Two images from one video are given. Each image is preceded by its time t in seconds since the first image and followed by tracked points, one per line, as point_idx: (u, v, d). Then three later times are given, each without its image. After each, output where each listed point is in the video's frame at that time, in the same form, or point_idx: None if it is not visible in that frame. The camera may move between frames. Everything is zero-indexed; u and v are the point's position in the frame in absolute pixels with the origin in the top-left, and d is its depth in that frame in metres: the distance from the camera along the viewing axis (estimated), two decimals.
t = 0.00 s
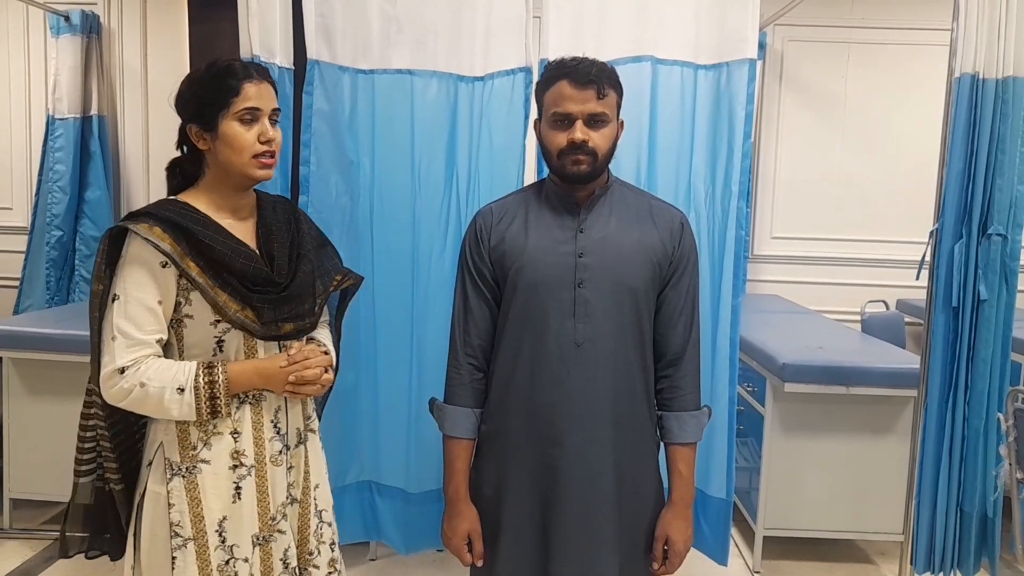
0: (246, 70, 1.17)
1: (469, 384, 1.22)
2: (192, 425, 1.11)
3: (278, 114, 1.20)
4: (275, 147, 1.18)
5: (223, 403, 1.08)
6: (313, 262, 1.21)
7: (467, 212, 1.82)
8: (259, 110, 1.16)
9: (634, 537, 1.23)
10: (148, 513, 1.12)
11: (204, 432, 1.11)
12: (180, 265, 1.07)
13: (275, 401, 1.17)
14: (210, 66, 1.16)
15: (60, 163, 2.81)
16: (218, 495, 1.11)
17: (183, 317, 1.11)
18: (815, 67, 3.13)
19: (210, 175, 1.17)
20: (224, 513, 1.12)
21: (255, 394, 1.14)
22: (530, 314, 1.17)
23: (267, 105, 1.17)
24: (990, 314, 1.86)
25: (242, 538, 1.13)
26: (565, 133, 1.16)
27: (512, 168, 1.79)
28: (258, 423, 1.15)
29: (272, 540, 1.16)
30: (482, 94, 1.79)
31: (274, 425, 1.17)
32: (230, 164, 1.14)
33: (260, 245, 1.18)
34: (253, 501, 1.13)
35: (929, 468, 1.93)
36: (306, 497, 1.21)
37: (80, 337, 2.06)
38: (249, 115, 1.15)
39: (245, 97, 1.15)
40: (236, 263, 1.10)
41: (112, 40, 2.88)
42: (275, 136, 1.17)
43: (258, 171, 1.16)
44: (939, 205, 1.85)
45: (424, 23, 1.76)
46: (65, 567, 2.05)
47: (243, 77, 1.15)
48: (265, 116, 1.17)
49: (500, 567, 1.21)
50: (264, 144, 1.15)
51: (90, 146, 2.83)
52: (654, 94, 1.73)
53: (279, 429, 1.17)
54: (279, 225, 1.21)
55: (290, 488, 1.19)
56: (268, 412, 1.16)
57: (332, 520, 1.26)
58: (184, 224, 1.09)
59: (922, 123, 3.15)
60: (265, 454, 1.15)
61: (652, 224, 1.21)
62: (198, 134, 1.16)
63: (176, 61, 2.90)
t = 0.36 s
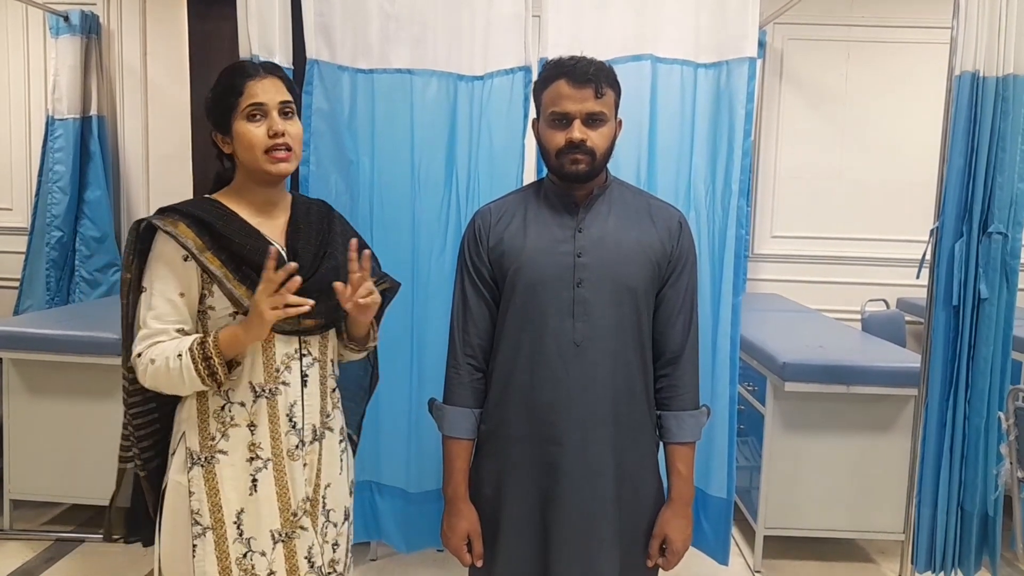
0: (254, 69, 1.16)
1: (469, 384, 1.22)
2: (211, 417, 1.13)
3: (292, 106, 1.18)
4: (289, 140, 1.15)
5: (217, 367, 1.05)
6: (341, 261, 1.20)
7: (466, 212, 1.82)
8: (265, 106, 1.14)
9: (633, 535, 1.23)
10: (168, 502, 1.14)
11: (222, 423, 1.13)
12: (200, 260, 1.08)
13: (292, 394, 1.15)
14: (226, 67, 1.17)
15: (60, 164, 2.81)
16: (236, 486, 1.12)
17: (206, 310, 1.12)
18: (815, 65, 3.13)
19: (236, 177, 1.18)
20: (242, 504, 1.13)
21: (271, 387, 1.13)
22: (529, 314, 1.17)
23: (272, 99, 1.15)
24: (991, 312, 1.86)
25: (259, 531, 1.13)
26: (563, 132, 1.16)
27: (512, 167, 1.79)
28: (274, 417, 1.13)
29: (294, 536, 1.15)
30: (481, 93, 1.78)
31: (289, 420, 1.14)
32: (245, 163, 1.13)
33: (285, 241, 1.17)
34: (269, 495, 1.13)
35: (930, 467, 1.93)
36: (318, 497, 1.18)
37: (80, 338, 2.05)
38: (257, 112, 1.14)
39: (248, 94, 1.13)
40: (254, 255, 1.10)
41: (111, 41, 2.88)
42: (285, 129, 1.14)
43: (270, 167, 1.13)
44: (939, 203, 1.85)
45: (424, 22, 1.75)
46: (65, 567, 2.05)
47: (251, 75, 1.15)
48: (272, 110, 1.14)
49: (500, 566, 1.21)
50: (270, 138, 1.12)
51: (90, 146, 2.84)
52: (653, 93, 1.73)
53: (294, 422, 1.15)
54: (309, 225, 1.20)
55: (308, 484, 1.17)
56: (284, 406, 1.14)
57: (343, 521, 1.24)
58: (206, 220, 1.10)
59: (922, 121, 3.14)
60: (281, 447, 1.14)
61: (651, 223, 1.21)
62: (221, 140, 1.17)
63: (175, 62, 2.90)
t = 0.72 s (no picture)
0: (280, 78, 1.18)
1: (465, 385, 1.22)
2: (222, 410, 1.16)
3: (317, 119, 1.20)
4: (309, 152, 1.17)
5: (221, 377, 1.09)
6: (352, 263, 1.21)
7: (464, 212, 1.82)
8: (288, 117, 1.16)
9: (632, 532, 1.22)
10: (186, 488, 1.20)
11: (231, 417, 1.16)
12: (208, 261, 1.13)
13: (295, 393, 1.15)
14: (254, 74, 1.20)
15: (56, 164, 2.80)
16: (239, 480, 1.15)
17: (220, 309, 1.17)
18: (812, 66, 3.13)
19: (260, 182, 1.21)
20: (244, 498, 1.15)
21: (274, 385, 1.14)
22: (526, 315, 1.17)
23: (297, 111, 1.17)
24: (987, 313, 1.85)
25: (256, 527, 1.14)
26: (559, 134, 1.16)
27: (509, 168, 1.79)
28: (275, 415, 1.14)
29: (291, 536, 1.15)
30: (479, 94, 1.78)
31: (291, 419, 1.15)
32: (266, 170, 1.17)
33: (298, 243, 1.18)
34: (267, 492, 1.14)
35: (927, 468, 1.93)
36: (327, 495, 1.17)
37: (76, 339, 2.05)
38: (279, 122, 1.16)
39: (272, 105, 1.16)
40: (259, 257, 1.14)
41: (108, 42, 2.88)
42: (306, 141, 1.16)
43: (290, 176, 1.16)
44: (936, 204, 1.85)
45: (421, 23, 1.75)
46: (61, 569, 2.04)
47: (275, 84, 1.17)
48: (295, 122, 1.16)
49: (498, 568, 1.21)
50: (290, 149, 1.15)
51: (86, 146, 2.83)
52: (651, 94, 1.73)
53: (296, 421, 1.15)
54: (324, 228, 1.20)
55: (310, 484, 1.16)
56: (286, 405, 1.15)
57: (359, 521, 1.23)
58: (220, 223, 1.16)
59: (919, 122, 3.15)
60: (281, 446, 1.15)
61: (647, 225, 1.20)
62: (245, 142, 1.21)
63: (171, 61, 2.89)
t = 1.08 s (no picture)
0: (304, 80, 1.19)
1: (465, 387, 1.22)
2: (241, 405, 1.19)
3: (340, 117, 1.21)
4: (335, 149, 1.18)
5: (244, 363, 1.13)
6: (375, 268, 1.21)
7: (463, 214, 1.82)
8: (314, 115, 1.17)
9: (631, 532, 1.22)
10: (203, 478, 1.22)
11: (249, 412, 1.18)
12: (232, 264, 1.15)
13: (314, 395, 1.18)
14: (277, 78, 1.21)
15: (55, 165, 2.79)
16: (257, 474, 1.17)
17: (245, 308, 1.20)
18: (811, 68, 3.14)
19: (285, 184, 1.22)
20: (260, 491, 1.17)
21: (293, 386, 1.17)
22: (525, 316, 1.17)
23: (321, 109, 1.18)
24: (985, 315, 1.86)
25: (278, 518, 1.17)
26: (559, 136, 1.16)
27: (508, 170, 1.79)
28: (295, 416, 1.17)
29: (312, 527, 1.18)
30: (478, 96, 1.78)
31: (311, 420, 1.18)
32: (293, 170, 1.17)
33: (322, 248, 1.19)
34: (289, 487, 1.17)
35: (926, 471, 1.94)
36: (347, 492, 1.20)
37: (76, 339, 2.05)
38: (305, 121, 1.17)
39: (298, 105, 1.17)
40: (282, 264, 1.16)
41: (107, 43, 2.88)
42: (332, 138, 1.17)
43: (316, 175, 1.16)
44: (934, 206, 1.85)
45: (421, 25, 1.76)
46: (61, 570, 2.04)
47: (299, 86, 1.18)
48: (320, 120, 1.17)
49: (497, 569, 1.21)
50: (317, 146, 1.15)
51: (85, 147, 2.83)
52: (650, 96, 1.73)
53: (316, 422, 1.18)
54: (347, 232, 1.20)
55: (331, 480, 1.19)
56: (305, 406, 1.17)
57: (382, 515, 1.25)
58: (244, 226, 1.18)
59: (917, 124, 3.15)
60: (302, 444, 1.17)
61: (646, 227, 1.21)
62: (270, 145, 1.22)
63: (170, 62, 2.89)
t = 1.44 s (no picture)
0: (308, 78, 1.19)
1: (468, 390, 1.23)
2: (249, 413, 1.15)
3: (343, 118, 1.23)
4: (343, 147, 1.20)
5: (286, 382, 1.08)
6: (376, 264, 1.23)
7: (466, 216, 1.82)
8: (324, 112, 1.18)
9: (633, 536, 1.23)
10: (208, 491, 1.18)
11: (261, 420, 1.16)
12: (247, 265, 1.11)
13: (325, 394, 1.19)
14: (275, 76, 1.19)
15: (59, 167, 2.81)
16: (271, 480, 1.16)
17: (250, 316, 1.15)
18: (813, 71, 3.14)
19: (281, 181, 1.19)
20: (276, 497, 1.16)
21: (307, 386, 1.17)
22: (529, 319, 1.17)
23: (332, 107, 1.19)
24: (988, 319, 1.86)
25: (291, 522, 1.16)
26: (563, 140, 1.16)
27: (511, 173, 1.79)
28: (308, 415, 1.17)
29: (317, 526, 1.18)
30: (481, 99, 1.79)
31: (321, 418, 1.18)
32: (303, 163, 1.16)
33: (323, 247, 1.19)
34: (300, 489, 1.16)
35: (929, 476, 1.93)
36: (352, 491, 1.21)
37: (80, 341, 2.05)
38: (315, 117, 1.18)
39: (309, 100, 1.17)
40: (299, 264, 1.13)
41: (112, 45, 2.89)
42: (342, 136, 1.19)
43: (330, 170, 1.18)
44: (937, 210, 1.85)
45: (424, 28, 1.76)
46: (64, 571, 2.04)
47: (304, 84, 1.18)
48: (331, 117, 1.19)
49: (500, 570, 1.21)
50: (333, 142, 1.17)
51: (89, 149, 2.84)
52: (653, 100, 1.74)
53: (325, 421, 1.19)
54: (343, 229, 1.22)
55: (335, 478, 1.20)
56: (316, 406, 1.18)
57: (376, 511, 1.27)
58: (250, 226, 1.13)
59: (919, 127, 3.16)
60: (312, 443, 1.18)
61: (649, 231, 1.21)
62: (268, 141, 1.18)
63: (174, 65, 2.90)
